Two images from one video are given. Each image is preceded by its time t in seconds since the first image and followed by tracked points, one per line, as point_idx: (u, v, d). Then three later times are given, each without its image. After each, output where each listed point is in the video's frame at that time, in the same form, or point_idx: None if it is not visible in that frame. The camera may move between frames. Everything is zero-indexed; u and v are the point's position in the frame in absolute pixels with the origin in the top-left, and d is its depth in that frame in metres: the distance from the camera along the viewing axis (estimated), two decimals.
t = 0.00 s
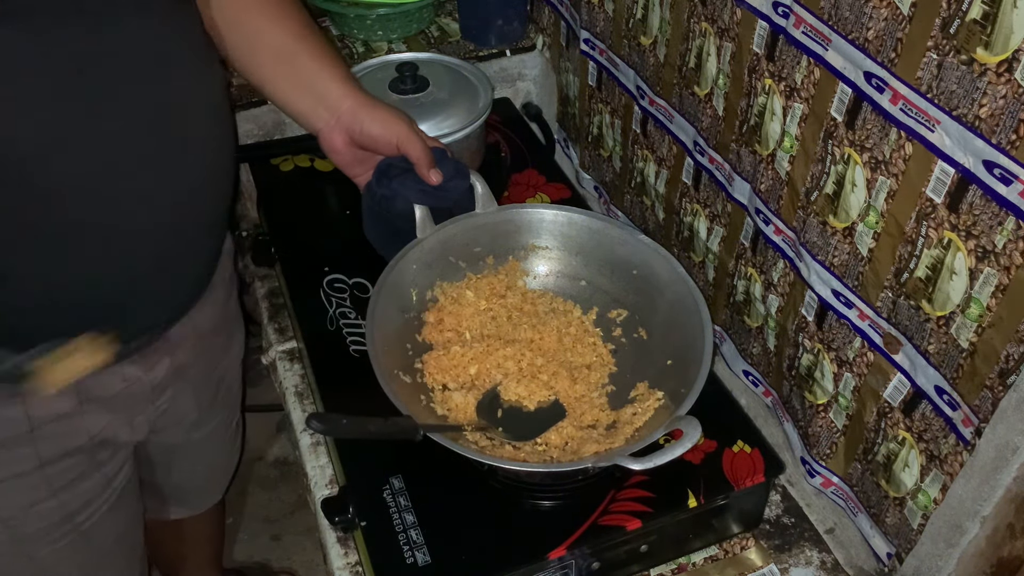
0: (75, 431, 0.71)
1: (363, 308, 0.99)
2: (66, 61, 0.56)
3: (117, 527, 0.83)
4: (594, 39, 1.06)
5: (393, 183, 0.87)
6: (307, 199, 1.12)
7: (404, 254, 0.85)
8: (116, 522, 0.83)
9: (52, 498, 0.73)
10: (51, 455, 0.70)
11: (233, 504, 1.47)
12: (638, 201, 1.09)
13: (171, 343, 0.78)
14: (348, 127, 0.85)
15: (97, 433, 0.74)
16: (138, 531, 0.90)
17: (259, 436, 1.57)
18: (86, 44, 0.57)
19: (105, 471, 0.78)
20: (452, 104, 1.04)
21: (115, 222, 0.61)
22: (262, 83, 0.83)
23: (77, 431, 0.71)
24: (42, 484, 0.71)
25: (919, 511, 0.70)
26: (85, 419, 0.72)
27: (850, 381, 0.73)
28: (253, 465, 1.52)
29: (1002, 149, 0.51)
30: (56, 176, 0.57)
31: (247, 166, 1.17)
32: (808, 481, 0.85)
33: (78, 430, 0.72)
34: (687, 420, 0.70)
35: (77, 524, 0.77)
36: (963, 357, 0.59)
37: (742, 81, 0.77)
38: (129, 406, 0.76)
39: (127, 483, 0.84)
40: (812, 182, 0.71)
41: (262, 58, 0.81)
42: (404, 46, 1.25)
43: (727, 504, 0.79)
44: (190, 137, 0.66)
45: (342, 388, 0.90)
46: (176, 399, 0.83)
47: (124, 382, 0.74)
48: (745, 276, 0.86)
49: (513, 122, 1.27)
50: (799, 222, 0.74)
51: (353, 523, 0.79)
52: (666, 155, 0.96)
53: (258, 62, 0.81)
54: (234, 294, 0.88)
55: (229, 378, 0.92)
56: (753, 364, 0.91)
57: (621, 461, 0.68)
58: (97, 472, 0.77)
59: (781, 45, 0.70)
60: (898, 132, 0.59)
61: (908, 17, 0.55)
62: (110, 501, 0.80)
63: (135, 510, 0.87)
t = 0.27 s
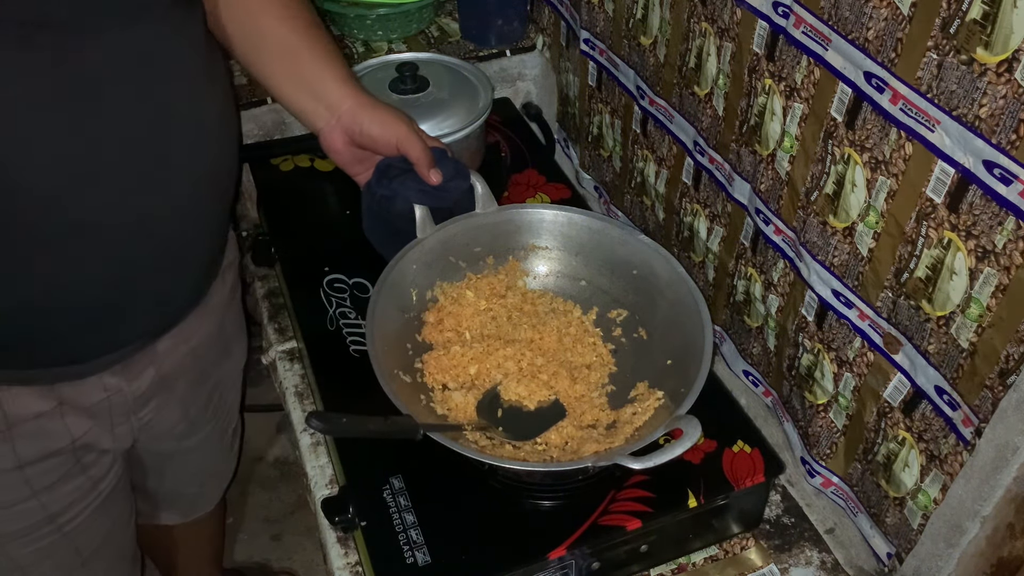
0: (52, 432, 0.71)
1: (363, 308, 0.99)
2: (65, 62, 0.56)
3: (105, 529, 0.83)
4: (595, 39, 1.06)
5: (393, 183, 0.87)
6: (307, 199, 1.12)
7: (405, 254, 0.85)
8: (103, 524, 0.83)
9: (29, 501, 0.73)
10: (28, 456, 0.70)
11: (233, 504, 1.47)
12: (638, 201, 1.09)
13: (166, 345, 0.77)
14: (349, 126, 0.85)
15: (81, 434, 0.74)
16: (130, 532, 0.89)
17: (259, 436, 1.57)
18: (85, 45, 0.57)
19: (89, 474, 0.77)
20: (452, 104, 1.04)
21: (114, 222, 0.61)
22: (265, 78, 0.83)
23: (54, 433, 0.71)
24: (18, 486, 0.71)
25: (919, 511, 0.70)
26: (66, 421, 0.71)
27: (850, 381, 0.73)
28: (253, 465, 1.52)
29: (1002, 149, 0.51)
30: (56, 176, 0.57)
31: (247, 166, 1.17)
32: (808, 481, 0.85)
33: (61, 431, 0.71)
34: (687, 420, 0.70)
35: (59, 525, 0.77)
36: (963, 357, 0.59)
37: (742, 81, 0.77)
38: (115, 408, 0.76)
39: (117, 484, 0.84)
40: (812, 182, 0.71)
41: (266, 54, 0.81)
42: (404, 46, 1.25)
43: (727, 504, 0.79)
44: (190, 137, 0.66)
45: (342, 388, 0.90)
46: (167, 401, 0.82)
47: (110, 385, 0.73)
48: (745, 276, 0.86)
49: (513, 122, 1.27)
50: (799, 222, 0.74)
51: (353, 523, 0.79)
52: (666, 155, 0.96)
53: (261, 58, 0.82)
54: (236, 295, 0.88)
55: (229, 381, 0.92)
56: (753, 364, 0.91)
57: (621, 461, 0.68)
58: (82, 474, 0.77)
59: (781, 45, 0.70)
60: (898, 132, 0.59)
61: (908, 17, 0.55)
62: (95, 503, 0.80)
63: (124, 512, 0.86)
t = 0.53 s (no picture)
0: (45, 436, 0.71)
1: (363, 308, 0.99)
2: (65, 63, 0.56)
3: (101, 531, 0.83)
4: (595, 39, 1.06)
5: (393, 182, 0.87)
6: (308, 199, 1.12)
7: (405, 254, 0.85)
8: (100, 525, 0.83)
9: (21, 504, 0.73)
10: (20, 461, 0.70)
11: (233, 504, 1.47)
12: (638, 201, 1.09)
13: (166, 347, 0.77)
14: (350, 124, 0.85)
15: (77, 437, 0.73)
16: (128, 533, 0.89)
17: (259, 437, 1.57)
18: (85, 45, 0.57)
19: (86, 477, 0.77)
20: (452, 104, 1.04)
21: (114, 222, 0.61)
22: (268, 75, 0.83)
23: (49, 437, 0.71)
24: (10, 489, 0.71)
25: (919, 511, 0.70)
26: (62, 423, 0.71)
27: (850, 381, 0.73)
28: (253, 466, 1.52)
29: (1002, 149, 0.51)
30: (55, 176, 0.57)
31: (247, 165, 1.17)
32: (808, 481, 0.85)
33: (58, 431, 0.71)
34: (687, 420, 0.70)
35: (54, 528, 0.77)
36: (963, 357, 0.59)
37: (742, 81, 0.77)
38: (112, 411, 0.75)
39: (115, 486, 0.83)
40: (812, 182, 0.70)
41: (270, 52, 0.81)
42: (404, 46, 1.25)
43: (727, 504, 0.78)
44: (190, 137, 0.66)
45: (342, 388, 0.90)
46: (167, 403, 0.82)
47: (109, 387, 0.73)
48: (745, 276, 0.86)
49: (513, 122, 1.26)
50: (799, 222, 0.74)
51: (353, 523, 0.79)
52: (666, 155, 0.96)
53: (264, 56, 0.82)
54: (237, 296, 0.88)
55: (231, 380, 0.92)
56: (753, 364, 0.91)
57: (621, 461, 0.68)
58: (82, 474, 0.77)
59: (781, 45, 0.70)
60: (898, 132, 0.59)
61: (908, 17, 0.55)
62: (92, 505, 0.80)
63: (122, 513, 0.86)
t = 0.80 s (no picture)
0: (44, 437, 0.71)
1: (363, 308, 0.99)
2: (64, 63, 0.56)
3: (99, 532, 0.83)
4: (594, 39, 1.06)
5: (393, 182, 0.87)
6: (307, 199, 1.12)
7: (405, 254, 0.85)
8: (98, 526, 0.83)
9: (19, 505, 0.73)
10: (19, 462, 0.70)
11: (233, 505, 1.47)
12: (638, 201, 1.09)
13: (166, 347, 0.77)
14: (349, 124, 0.85)
15: (77, 437, 0.74)
16: (127, 533, 0.89)
17: (259, 437, 1.57)
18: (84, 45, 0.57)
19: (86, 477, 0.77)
20: (452, 104, 1.04)
21: (114, 222, 0.61)
22: (268, 75, 0.83)
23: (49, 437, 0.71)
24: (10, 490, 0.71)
25: (919, 511, 0.70)
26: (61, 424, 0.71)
27: (850, 381, 0.73)
28: (253, 466, 1.52)
29: (1002, 149, 0.51)
30: (56, 176, 0.57)
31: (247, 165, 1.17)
32: (808, 481, 0.85)
33: (57, 432, 0.71)
34: (687, 420, 0.70)
35: (53, 529, 0.77)
36: (963, 357, 0.59)
37: (742, 81, 0.77)
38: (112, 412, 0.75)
39: (113, 486, 0.83)
40: (812, 182, 0.71)
41: (270, 52, 0.81)
42: (404, 46, 1.25)
43: (727, 504, 0.79)
44: (190, 137, 0.66)
45: (342, 388, 0.90)
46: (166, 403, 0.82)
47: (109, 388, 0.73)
48: (745, 276, 0.86)
49: (513, 122, 1.26)
50: (799, 222, 0.74)
51: (353, 523, 0.79)
52: (666, 155, 0.96)
53: (265, 56, 0.82)
54: (237, 296, 0.88)
55: (231, 381, 0.92)
56: (753, 364, 0.91)
57: (621, 461, 0.68)
58: (81, 475, 0.77)
59: (781, 45, 0.70)
60: (898, 132, 0.59)
61: (908, 17, 0.55)
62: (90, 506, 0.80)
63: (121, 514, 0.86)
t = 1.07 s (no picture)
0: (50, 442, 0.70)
1: (363, 308, 0.99)
2: (64, 63, 0.56)
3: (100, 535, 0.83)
4: (595, 39, 1.06)
5: (393, 182, 0.87)
6: (307, 199, 1.12)
7: (405, 254, 0.85)
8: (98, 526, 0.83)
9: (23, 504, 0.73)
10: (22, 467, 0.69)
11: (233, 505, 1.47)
12: (638, 201, 1.09)
13: (166, 347, 0.77)
14: (349, 125, 0.85)
15: (79, 436, 0.74)
16: (126, 533, 0.89)
17: (259, 437, 1.57)
18: (83, 45, 0.57)
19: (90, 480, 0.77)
20: (452, 104, 1.04)
21: (114, 222, 0.61)
22: (266, 76, 0.83)
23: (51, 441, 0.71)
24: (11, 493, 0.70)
25: (919, 511, 0.70)
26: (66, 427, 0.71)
27: (850, 381, 0.73)
28: (253, 466, 1.52)
29: (1002, 149, 0.51)
30: (57, 177, 0.57)
31: (247, 165, 1.17)
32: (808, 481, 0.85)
33: (58, 432, 0.71)
34: (687, 419, 0.70)
35: (53, 529, 0.77)
36: (963, 357, 0.59)
37: (742, 81, 0.77)
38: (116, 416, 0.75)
39: (113, 486, 0.83)
40: (812, 182, 0.70)
41: (268, 52, 0.81)
42: (404, 46, 1.25)
43: (727, 504, 0.78)
44: (189, 138, 0.66)
45: (342, 388, 0.90)
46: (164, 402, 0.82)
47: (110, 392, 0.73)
48: (745, 276, 0.86)
49: (513, 122, 1.26)
50: (799, 222, 0.74)
51: (353, 523, 0.79)
52: (666, 155, 0.96)
53: (264, 56, 0.82)
54: (236, 296, 0.88)
55: (231, 381, 0.92)
56: (753, 364, 0.91)
57: (621, 461, 0.68)
58: (81, 475, 0.77)
59: (781, 45, 0.70)
60: (898, 132, 0.59)
61: (908, 17, 0.55)
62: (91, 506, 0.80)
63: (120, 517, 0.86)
